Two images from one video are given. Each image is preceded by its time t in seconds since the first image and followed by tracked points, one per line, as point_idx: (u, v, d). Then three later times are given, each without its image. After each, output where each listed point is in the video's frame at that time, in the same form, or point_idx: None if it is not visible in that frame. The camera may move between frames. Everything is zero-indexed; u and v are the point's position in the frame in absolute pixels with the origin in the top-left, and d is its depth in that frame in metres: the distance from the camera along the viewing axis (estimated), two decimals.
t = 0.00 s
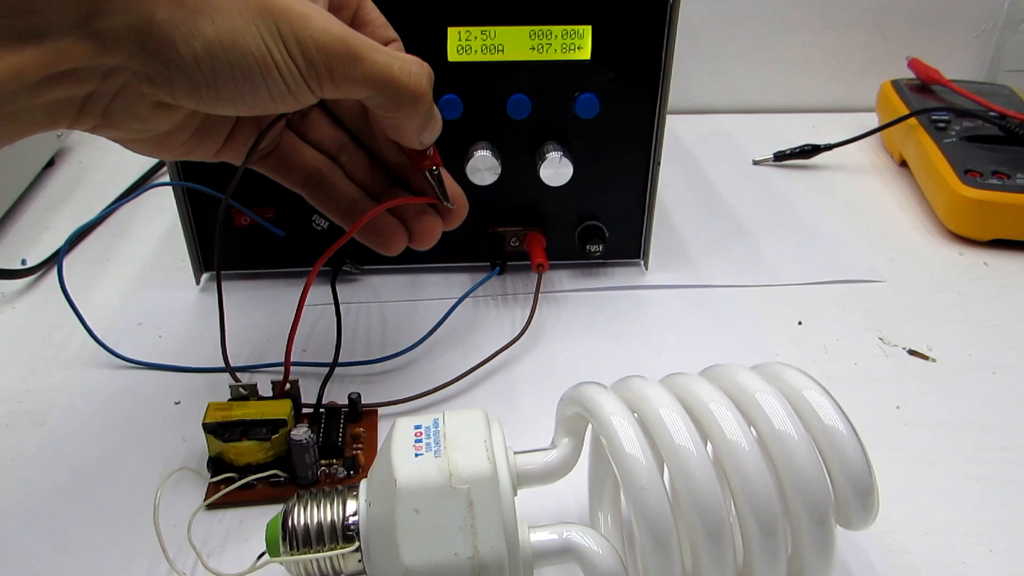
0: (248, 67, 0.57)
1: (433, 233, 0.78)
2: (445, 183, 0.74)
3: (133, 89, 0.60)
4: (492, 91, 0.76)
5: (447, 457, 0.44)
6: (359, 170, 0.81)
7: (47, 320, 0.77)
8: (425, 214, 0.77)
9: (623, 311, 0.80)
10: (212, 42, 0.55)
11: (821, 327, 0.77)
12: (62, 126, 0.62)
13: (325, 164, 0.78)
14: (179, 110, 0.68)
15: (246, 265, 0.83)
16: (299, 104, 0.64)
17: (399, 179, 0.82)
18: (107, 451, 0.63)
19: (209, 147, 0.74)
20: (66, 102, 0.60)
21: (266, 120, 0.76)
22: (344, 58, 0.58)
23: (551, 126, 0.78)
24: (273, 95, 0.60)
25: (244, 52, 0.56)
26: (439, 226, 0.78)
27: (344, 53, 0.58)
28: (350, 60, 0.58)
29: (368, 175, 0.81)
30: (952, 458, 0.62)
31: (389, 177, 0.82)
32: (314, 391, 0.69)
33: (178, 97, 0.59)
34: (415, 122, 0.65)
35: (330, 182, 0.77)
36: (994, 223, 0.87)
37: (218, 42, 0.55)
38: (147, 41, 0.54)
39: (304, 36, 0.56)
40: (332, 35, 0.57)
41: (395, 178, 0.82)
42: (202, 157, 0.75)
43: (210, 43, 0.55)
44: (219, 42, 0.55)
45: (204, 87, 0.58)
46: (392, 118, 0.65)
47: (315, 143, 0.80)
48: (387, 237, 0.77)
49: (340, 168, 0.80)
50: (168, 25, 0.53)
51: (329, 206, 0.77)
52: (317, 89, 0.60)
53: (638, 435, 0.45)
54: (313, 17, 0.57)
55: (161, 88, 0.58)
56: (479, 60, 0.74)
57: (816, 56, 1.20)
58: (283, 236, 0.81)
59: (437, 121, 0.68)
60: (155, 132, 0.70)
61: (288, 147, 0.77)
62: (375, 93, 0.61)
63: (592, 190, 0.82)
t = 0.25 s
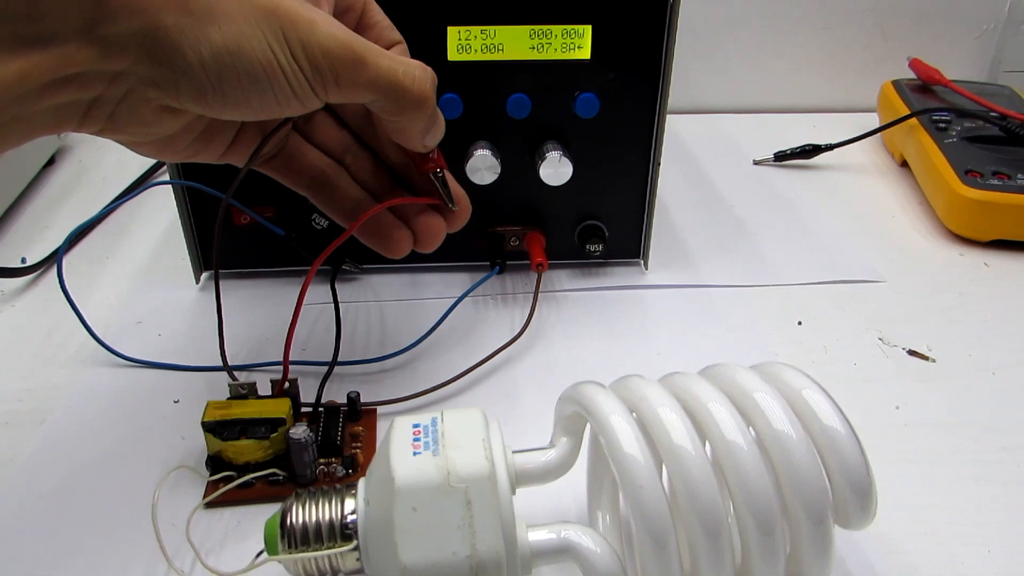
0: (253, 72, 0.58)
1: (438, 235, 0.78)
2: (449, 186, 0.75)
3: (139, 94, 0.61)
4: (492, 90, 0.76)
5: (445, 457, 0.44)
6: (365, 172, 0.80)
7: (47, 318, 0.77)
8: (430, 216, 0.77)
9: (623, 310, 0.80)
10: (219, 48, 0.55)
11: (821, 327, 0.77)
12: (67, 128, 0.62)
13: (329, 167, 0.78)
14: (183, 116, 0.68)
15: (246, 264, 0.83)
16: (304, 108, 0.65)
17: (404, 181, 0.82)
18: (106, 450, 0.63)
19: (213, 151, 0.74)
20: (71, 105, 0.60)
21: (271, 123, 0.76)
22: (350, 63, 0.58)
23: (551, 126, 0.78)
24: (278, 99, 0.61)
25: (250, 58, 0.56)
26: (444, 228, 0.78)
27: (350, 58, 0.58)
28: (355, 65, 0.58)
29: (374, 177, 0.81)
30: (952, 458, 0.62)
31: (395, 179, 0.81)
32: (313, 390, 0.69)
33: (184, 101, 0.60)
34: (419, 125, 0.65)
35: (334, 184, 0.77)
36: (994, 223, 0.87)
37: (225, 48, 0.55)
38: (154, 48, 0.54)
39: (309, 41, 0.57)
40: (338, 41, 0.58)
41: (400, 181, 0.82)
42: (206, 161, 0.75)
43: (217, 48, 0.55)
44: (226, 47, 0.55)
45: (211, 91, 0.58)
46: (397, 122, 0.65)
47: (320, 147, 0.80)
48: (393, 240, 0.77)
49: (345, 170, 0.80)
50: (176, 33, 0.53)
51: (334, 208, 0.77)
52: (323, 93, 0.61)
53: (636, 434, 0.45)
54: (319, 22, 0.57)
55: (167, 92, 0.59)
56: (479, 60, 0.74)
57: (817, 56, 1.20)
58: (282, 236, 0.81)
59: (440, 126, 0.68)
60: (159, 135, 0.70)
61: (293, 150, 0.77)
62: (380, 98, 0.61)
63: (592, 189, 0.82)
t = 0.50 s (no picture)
0: (246, 76, 0.58)
1: (432, 229, 0.78)
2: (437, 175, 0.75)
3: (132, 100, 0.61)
4: (500, 92, 0.77)
5: (460, 454, 0.45)
6: (356, 168, 0.81)
7: (59, 317, 0.78)
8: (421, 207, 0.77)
9: (630, 311, 0.80)
10: (210, 53, 0.55)
11: (826, 328, 0.78)
12: (59, 133, 0.62)
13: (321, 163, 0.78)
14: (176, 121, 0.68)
15: (256, 263, 0.84)
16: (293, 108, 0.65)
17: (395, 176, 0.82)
18: (120, 447, 0.64)
19: (206, 151, 0.74)
20: (62, 110, 0.59)
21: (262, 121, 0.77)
22: (339, 63, 0.59)
23: (559, 127, 0.79)
24: (269, 101, 0.61)
25: (242, 62, 0.57)
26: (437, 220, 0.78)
27: (338, 58, 0.58)
28: (344, 65, 0.59)
29: (365, 174, 0.81)
30: (958, 458, 0.63)
31: (385, 174, 0.82)
32: (325, 389, 0.70)
33: (175, 107, 0.60)
34: (407, 120, 0.65)
35: (328, 181, 0.78)
36: (998, 225, 0.88)
37: (218, 53, 0.55)
38: (147, 54, 0.54)
39: (300, 43, 0.57)
40: (329, 43, 0.58)
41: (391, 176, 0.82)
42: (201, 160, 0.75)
43: (209, 55, 0.55)
44: (217, 53, 0.55)
45: (203, 97, 0.59)
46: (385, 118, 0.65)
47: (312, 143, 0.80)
48: (386, 237, 0.77)
49: (337, 167, 0.80)
50: (168, 40, 0.53)
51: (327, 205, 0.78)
52: (312, 93, 0.61)
53: (648, 433, 0.46)
54: (307, 23, 0.57)
55: (159, 98, 0.58)
56: (487, 62, 0.75)
57: (822, 58, 1.20)
58: (292, 236, 0.81)
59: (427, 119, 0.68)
60: (151, 138, 0.70)
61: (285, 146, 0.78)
62: (370, 96, 0.61)
63: (599, 190, 0.83)
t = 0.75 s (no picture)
0: (228, 74, 0.59)
1: (424, 212, 0.78)
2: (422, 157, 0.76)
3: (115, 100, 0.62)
4: (518, 88, 0.78)
5: (486, 438, 0.46)
6: (346, 159, 0.82)
7: (82, 306, 0.79)
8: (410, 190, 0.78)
9: (644, 305, 0.81)
10: (190, 53, 0.56)
11: (839, 322, 0.79)
12: (43, 136, 0.64)
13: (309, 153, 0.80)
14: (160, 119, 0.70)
15: (275, 256, 0.85)
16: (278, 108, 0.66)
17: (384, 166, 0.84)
18: (146, 433, 0.65)
19: (194, 146, 0.77)
20: (46, 110, 0.61)
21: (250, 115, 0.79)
22: (318, 56, 0.60)
23: (575, 123, 0.80)
24: (254, 100, 0.62)
25: (223, 60, 0.58)
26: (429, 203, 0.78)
27: (316, 50, 0.59)
28: (322, 57, 0.60)
29: (354, 163, 0.82)
30: (970, 451, 0.64)
31: (374, 164, 0.83)
32: (345, 379, 0.71)
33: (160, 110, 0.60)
34: (389, 111, 0.66)
35: (317, 171, 0.79)
36: (1010, 222, 0.89)
37: (198, 52, 0.57)
38: (126, 57, 0.55)
39: (278, 37, 0.58)
40: (309, 39, 0.59)
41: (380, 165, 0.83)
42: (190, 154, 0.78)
43: (191, 54, 0.56)
44: (199, 52, 0.57)
45: (186, 99, 0.60)
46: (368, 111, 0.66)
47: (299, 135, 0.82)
48: (380, 224, 0.77)
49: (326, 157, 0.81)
50: (148, 41, 0.55)
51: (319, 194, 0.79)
52: (295, 88, 0.62)
53: (669, 419, 0.47)
54: (285, 19, 0.58)
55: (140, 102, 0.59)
56: (505, 58, 0.76)
57: (833, 57, 1.21)
58: (311, 228, 0.83)
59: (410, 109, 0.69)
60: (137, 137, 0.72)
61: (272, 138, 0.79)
62: (351, 87, 0.62)
63: (615, 186, 0.84)
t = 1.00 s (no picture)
0: (210, 59, 0.59)
1: (417, 186, 0.78)
2: (410, 131, 0.76)
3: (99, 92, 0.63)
4: (535, 72, 0.78)
5: (508, 413, 0.47)
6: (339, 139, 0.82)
7: (104, 286, 0.80)
8: (400, 164, 0.77)
9: (659, 289, 0.82)
10: (171, 40, 0.57)
11: (852, 307, 0.79)
12: (29, 131, 0.65)
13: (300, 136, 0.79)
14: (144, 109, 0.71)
15: (293, 238, 0.86)
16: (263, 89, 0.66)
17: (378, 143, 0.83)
18: (169, 410, 0.66)
19: (183, 135, 0.79)
20: (33, 102, 0.62)
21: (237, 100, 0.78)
22: (297, 37, 0.60)
23: (592, 107, 0.80)
24: (238, 83, 0.63)
25: (204, 45, 0.58)
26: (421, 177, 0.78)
27: (295, 30, 0.60)
28: (302, 37, 0.60)
29: (348, 143, 0.82)
30: (983, 434, 0.64)
31: (367, 142, 0.83)
32: (364, 359, 0.72)
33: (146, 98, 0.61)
34: (372, 87, 0.66)
35: (308, 152, 0.79)
36: None
37: (179, 39, 0.57)
38: (107, 48, 0.56)
39: (257, 20, 0.59)
40: (288, 21, 0.60)
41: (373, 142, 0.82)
42: (178, 143, 0.80)
43: (172, 41, 0.57)
44: (180, 39, 0.57)
45: (171, 85, 0.60)
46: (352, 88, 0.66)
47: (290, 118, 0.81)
48: (374, 201, 0.77)
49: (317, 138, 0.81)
50: (128, 32, 0.55)
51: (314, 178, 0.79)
52: (278, 69, 0.63)
53: (689, 396, 0.48)
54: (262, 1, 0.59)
55: (125, 91, 0.60)
56: (523, 42, 0.76)
57: (848, 45, 1.21)
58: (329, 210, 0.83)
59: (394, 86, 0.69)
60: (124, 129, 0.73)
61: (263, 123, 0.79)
62: (332, 65, 0.63)
63: (630, 171, 0.84)
